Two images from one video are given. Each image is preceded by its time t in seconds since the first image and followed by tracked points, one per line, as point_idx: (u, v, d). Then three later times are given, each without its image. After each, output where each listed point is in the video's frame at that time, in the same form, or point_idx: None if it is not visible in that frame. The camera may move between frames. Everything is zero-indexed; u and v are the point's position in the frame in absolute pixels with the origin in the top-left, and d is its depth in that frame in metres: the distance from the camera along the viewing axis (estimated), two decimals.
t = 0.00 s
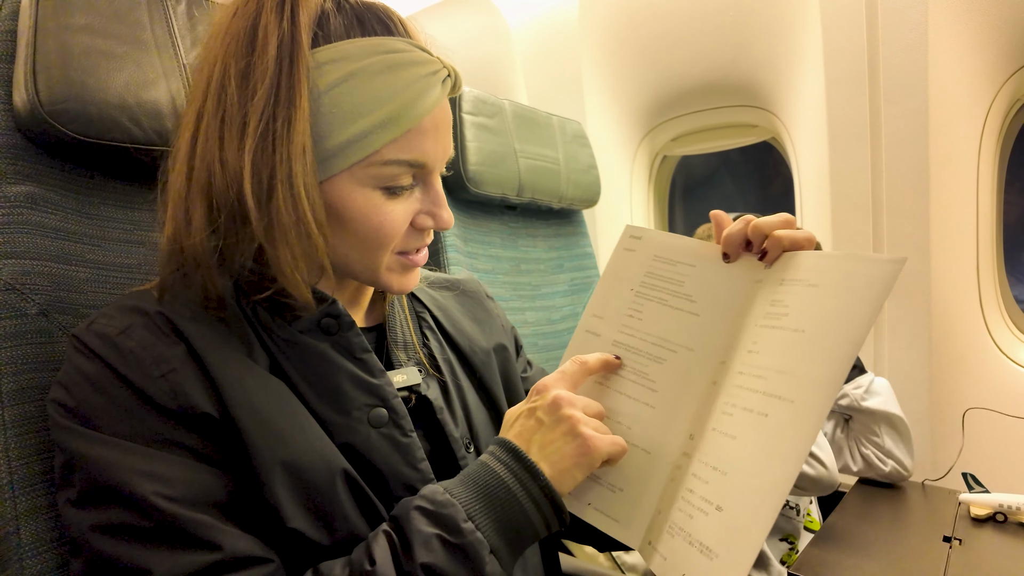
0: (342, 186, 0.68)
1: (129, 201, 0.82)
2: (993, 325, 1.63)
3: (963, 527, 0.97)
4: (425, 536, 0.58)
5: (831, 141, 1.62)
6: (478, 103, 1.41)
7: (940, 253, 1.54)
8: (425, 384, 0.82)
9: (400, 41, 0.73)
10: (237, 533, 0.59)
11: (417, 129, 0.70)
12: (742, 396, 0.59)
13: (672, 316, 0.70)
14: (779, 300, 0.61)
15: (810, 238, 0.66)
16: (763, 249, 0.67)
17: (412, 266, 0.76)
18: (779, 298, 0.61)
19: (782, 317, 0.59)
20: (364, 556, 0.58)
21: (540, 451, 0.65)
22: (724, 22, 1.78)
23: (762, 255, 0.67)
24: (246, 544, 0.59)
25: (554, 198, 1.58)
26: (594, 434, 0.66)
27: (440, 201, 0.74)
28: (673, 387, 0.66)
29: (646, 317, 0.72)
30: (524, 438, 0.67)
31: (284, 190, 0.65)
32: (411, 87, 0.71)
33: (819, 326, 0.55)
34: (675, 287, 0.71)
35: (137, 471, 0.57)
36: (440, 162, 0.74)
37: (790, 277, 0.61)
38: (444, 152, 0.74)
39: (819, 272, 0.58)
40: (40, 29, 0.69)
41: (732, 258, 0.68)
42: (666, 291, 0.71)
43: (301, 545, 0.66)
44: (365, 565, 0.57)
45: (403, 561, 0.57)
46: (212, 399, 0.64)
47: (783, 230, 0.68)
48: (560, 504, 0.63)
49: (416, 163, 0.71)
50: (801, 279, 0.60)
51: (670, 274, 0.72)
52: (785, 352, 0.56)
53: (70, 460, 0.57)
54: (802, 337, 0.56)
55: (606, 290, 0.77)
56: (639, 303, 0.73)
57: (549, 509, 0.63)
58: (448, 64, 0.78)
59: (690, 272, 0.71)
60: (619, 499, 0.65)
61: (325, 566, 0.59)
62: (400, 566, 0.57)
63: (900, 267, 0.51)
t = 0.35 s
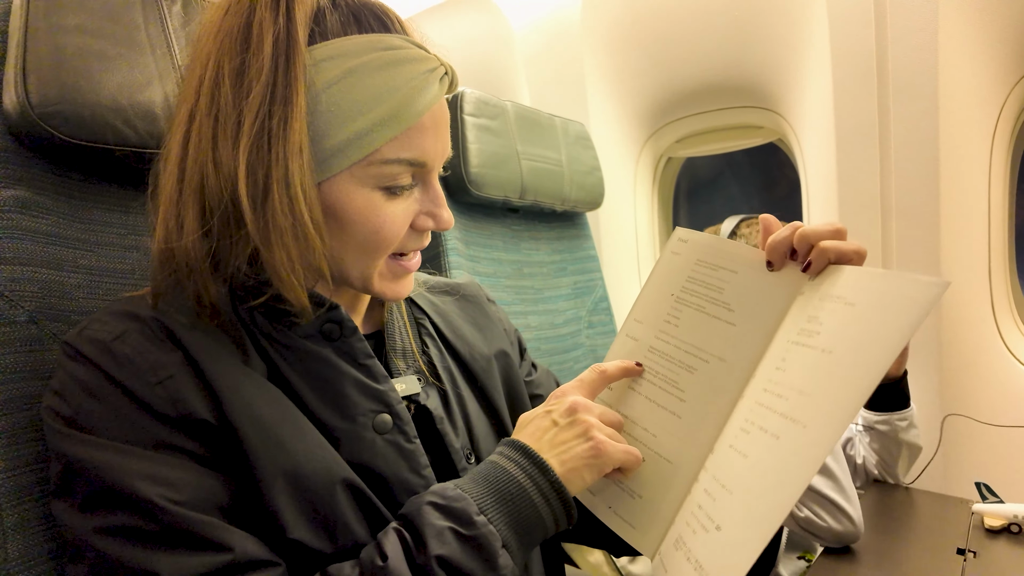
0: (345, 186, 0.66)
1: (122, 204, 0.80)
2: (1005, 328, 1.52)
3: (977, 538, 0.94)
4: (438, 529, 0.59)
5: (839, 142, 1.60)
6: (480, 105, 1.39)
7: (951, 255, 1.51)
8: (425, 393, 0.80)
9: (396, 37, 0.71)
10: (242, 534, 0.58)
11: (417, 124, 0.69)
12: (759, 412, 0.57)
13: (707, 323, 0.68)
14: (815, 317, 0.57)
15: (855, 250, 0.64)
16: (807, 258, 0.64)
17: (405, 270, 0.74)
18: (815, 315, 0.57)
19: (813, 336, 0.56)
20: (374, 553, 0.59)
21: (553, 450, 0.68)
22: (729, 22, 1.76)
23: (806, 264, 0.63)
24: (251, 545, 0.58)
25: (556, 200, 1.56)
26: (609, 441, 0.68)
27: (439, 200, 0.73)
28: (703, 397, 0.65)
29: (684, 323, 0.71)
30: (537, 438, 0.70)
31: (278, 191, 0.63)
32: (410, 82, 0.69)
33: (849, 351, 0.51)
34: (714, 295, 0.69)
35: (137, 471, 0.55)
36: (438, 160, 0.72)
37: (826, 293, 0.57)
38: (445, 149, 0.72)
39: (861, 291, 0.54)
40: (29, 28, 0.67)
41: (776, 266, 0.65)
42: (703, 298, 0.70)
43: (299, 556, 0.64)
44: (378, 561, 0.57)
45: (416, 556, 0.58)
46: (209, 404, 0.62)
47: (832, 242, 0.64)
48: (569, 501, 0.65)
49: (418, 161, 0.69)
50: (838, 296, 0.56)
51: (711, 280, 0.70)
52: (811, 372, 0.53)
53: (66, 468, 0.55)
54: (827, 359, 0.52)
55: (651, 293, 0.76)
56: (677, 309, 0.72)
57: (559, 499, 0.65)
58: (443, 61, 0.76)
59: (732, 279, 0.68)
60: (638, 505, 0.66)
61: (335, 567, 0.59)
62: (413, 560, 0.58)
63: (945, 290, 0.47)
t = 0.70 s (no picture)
0: (348, 201, 0.65)
1: (122, 217, 0.79)
2: None
3: (1000, 561, 0.91)
4: (453, 536, 0.58)
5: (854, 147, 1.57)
6: (487, 112, 1.37)
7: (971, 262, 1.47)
8: (433, 408, 0.78)
9: (399, 47, 0.69)
10: (252, 547, 0.56)
11: (424, 136, 0.67)
12: (785, 444, 0.55)
13: (725, 342, 0.66)
14: (842, 346, 0.55)
15: (879, 273, 0.61)
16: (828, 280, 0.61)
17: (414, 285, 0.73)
18: (841, 342, 0.56)
19: (842, 367, 0.54)
20: (387, 564, 0.58)
21: (563, 455, 0.67)
22: (742, 24, 1.74)
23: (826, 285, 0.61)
24: (261, 559, 0.56)
25: (565, 207, 1.54)
26: (619, 441, 0.65)
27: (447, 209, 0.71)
28: (722, 420, 0.63)
29: (700, 341, 0.68)
30: (546, 445, 0.69)
31: (288, 207, 0.61)
32: (415, 92, 0.67)
33: (883, 391, 0.50)
34: (731, 314, 0.67)
35: (141, 487, 0.53)
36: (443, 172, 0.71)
37: (855, 321, 0.56)
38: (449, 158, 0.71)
39: (893, 323, 0.52)
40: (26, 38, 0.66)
41: (795, 286, 0.63)
42: (720, 315, 0.67)
43: None
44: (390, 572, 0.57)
45: (431, 565, 0.57)
46: (211, 418, 0.60)
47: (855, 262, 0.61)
48: (583, 502, 0.64)
49: (424, 172, 0.68)
50: (868, 326, 0.54)
51: (728, 298, 0.68)
52: (841, 408, 0.52)
53: (65, 486, 0.54)
54: (862, 397, 0.51)
55: (663, 308, 0.74)
56: (693, 325, 0.70)
57: (572, 502, 0.64)
58: (444, 68, 0.75)
59: (750, 298, 0.66)
60: (651, 532, 0.64)
61: None
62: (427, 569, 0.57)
63: (986, 331, 0.45)
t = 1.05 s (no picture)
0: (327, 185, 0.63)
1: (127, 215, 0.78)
2: None
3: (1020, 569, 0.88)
4: (459, 545, 0.57)
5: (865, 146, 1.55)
6: (494, 110, 1.36)
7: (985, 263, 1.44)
8: (441, 405, 0.77)
9: (358, 24, 0.66)
10: (252, 555, 0.55)
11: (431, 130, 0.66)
12: (811, 443, 0.54)
13: (735, 338, 0.64)
14: (862, 337, 0.55)
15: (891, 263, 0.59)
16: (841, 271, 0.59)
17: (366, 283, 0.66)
18: (862, 335, 0.55)
19: (866, 360, 0.53)
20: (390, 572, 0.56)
21: (570, 463, 0.66)
22: (752, 21, 1.72)
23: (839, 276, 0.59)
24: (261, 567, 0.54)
25: (572, 207, 1.53)
26: (627, 448, 0.65)
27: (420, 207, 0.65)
28: (737, 420, 0.61)
29: (708, 339, 0.67)
30: (552, 450, 0.68)
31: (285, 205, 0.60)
32: (354, 66, 0.62)
33: (915, 385, 0.49)
34: (739, 310, 0.65)
35: (145, 491, 0.52)
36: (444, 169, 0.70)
37: (876, 312, 0.54)
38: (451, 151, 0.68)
39: (917, 316, 0.51)
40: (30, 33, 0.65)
41: (804, 277, 0.61)
42: (728, 311, 0.66)
43: None
44: None
45: (435, 573, 0.56)
46: (215, 418, 0.59)
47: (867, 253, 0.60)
48: (591, 510, 0.63)
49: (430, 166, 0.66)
50: (889, 317, 0.53)
51: (734, 293, 0.66)
52: (870, 405, 0.51)
53: (66, 487, 0.52)
54: (892, 393, 0.50)
55: (666, 304, 0.72)
56: (700, 322, 0.68)
57: (579, 509, 0.63)
58: (425, 54, 0.68)
59: (756, 292, 0.64)
60: (673, 537, 0.62)
61: None
62: None
63: (1018, 321, 0.44)
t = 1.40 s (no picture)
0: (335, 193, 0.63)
1: (132, 216, 0.78)
2: None
3: None
4: (463, 554, 0.57)
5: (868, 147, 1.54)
6: (497, 112, 1.37)
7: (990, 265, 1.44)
8: (444, 408, 0.77)
9: (370, 41, 0.66)
10: (255, 560, 0.55)
11: (435, 134, 0.66)
12: (818, 458, 0.55)
13: (741, 350, 0.65)
14: (872, 354, 0.55)
15: (901, 280, 0.60)
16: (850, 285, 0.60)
17: (366, 296, 0.68)
18: (870, 352, 0.55)
19: (875, 378, 0.53)
20: None
21: (573, 472, 0.66)
22: (755, 22, 1.72)
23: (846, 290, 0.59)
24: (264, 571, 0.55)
25: (575, 208, 1.53)
26: (631, 460, 0.65)
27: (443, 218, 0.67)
28: (742, 430, 0.61)
29: (715, 347, 0.67)
30: (556, 460, 0.68)
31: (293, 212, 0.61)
32: (362, 84, 0.63)
33: (926, 407, 0.50)
34: (746, 320, 0.65)
35: (151, 496, 0.53)
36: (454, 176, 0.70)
37: (888, 329, 0.55)
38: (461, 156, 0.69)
39: (929, 337, 0.52)
40: (37, 36, 0.65)
41: (811, 289, 0.62)
42: (736, 322, 0.66)
43: None
44: None
45: None
46: (221, 423, 0.60)
47: (875, 267, 0.60)
48: (595, 520, 0.63)
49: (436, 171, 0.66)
50: (902, 336, 0.53)
51: (741, 303, 0.67)
52: (880, 423, 0.52)
53: (72, 488, 0.53)
54: (903, 412, 0.51)
55: (673, 312, 0.72)
56: (707, 331, 0.68)
57: (583, 519, 0.63)
58: (443, 76, 0.68)
59: (765, 303, 0.65)
60: (675, 546, 0.62)
61: None
62: None
63: None
